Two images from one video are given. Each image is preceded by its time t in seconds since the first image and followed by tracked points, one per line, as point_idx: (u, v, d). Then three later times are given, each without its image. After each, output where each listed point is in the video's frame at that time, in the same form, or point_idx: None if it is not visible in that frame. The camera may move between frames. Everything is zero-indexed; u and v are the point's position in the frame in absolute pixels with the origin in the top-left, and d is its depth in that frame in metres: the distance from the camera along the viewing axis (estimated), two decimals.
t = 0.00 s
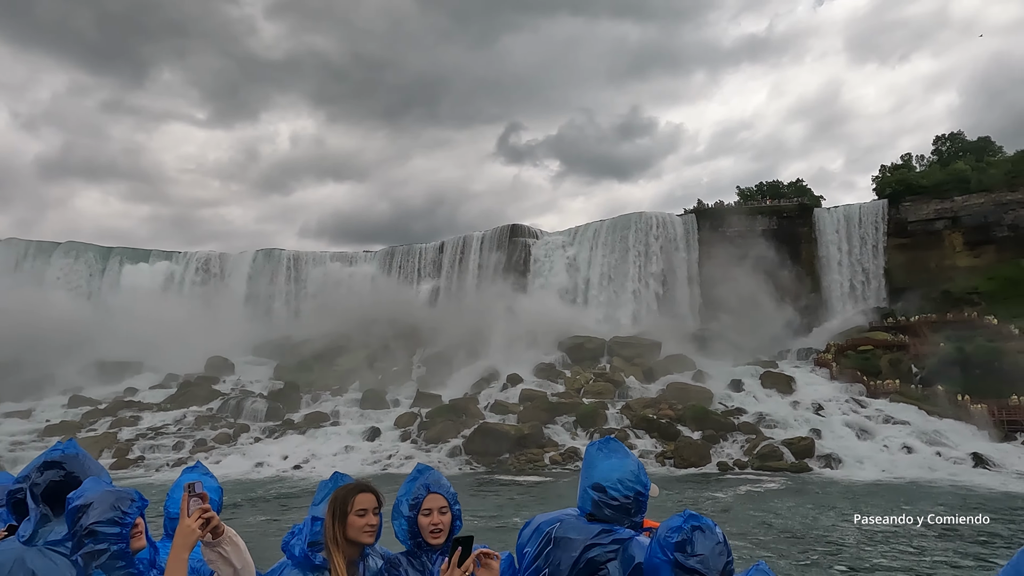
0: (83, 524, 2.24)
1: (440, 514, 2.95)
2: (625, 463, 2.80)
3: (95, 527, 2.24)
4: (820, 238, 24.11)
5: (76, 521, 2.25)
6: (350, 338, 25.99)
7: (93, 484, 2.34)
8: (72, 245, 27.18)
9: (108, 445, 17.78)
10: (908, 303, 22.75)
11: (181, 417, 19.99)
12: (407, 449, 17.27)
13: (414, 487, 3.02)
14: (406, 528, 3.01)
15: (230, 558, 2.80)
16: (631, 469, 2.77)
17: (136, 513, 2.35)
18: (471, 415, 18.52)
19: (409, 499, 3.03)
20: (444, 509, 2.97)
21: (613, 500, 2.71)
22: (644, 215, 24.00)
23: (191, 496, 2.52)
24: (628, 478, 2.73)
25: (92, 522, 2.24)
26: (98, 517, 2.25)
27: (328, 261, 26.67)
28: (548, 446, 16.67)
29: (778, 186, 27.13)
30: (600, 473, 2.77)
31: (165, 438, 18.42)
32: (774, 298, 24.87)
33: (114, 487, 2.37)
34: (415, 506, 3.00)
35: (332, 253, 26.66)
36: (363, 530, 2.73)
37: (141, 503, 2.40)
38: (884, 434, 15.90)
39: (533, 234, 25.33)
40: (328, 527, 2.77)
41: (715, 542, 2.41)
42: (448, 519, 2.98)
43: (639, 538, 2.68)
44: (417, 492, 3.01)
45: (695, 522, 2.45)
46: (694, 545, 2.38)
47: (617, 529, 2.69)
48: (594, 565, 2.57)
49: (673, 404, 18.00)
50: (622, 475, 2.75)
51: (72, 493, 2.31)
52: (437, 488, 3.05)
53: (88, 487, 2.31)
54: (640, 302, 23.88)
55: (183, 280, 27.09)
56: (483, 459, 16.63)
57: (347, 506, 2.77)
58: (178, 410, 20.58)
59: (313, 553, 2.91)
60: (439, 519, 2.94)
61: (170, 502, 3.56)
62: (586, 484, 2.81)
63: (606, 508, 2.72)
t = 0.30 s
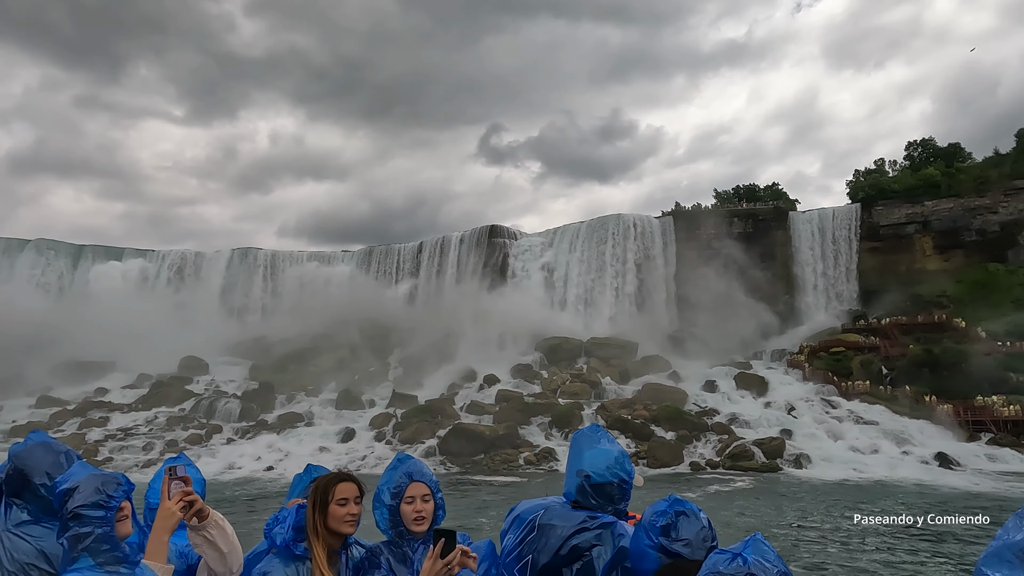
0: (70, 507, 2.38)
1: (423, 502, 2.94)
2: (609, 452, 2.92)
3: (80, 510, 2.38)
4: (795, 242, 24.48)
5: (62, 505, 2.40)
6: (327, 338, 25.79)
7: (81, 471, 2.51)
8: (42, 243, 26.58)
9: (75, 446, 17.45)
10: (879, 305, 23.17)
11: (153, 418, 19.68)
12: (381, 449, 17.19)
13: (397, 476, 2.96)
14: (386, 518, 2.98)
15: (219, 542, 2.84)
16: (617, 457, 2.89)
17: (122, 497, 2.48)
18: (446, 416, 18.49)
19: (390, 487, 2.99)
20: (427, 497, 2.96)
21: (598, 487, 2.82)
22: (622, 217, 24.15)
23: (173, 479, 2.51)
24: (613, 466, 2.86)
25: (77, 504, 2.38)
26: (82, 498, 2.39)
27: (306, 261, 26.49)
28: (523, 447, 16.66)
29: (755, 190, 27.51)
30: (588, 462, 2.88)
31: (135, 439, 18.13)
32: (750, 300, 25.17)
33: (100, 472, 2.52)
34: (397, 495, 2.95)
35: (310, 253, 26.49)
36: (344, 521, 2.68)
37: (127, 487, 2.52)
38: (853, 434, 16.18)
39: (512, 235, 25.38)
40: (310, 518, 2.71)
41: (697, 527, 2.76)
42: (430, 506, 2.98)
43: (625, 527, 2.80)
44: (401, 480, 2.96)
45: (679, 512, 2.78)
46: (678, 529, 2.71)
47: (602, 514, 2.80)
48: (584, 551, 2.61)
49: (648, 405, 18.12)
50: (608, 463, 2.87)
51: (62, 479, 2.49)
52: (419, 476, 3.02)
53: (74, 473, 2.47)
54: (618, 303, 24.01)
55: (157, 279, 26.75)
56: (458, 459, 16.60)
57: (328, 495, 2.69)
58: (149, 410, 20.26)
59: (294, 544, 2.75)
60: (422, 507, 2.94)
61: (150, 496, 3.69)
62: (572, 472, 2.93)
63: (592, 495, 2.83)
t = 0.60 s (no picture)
0: (56, 505, 2.25)
1: (409, 501, 2.75)
2: (595, 451, 2.95)
3: (67, 507, 2.26)
4: (770, 244, 24.83)
5: (50, 503, 2.29)
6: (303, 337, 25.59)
7: (70, 469, 2.39)
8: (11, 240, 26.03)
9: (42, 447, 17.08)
10: (851, 307, 23.56)
11: (123, 418, 19.36)
12: (356, 450, 17.08)
13: (381, 475, 2.77)
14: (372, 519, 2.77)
15: (210, 537, 2.67)
16: (603, 456, 2.92)
17: (108, 494, 2.36)
18: (422, 416, 18.44)
19: (376, 487, 2.78)
20: (414, 497, 2.76)
21: (584, 486, 2.84)
22: (601, 218, 24.28)
23: (154, 477, 2.43)
24: (598, 464, 2.87)
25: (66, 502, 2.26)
26: (70, 495, 2.26)
27: (283, 260, 26.37)
28: (498, 447, 16.65)
29: (731, 193, 27.87)
30: (574, 461, 2.90)
31: (104, 440, 17.80)
32: (726, 301, 25.43)
33: (90, 470, 2.39)
34: (382, 494, 2.76)
35: (287, 252, 26.37)
36: (334, 520, 2.51)
37: (114, 484, 2.39)
38: (822, 434, 16.43)
39: (490, 235, 25.43)
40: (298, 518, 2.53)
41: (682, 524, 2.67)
42: (416, 506, 2.78)
43: (609, 525, 2.70)
44: (385, 479, 2.76)
45: (662, 513, 2.92)
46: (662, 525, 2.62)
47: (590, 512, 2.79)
48: (564, 547, 2.55)
49: (623, 405, 18.21)
50: (594, 462, 2.89)
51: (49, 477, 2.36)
52: (406, 475, 2.82)
53: (63, 471, 2.35)
54: (596, 304, 24.13)
55: (131, 277, 26.41)
56: (432, 459, 16.56)
57: (318, 493, 2.53)
58: (120, 411, 19.92)
59: (282, 540, 2.54)
60: (407, 508, 2.74)
61: (132, 492, 3.75)
62: (559, 470, 2.95)
63: (579, 494, 2.84)
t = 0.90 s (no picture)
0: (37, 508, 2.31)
1: (394, 504, 2.81)
2: (578, 454, 2.82)
3: (48, 511, 2.29)
4: (748, 246, 25.12)
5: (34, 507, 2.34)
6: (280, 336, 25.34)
7: (55, 475, 2.44)
8: None
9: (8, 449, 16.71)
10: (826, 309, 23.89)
11: (93, 419, 19.02)
12: (331, 451, 16.94)
13: (367, 477, 2.83)
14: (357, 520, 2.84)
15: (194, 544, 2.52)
16: (585, 458, 2.78)
17: (90, 497, 2.40)
18: (398, 417, 18.35)
19: (361, 488, 2.84)
20: (399, 500, 2.82)
21: (563, 488, 2.71)
22: (581, 219, 24.40)
23: (132, 479, 2.33)
24: (580, 468, 2.74)
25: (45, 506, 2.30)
26: (49, 499, 2.30)
27: (261, 259, 26.19)
28: (474, 448, 16.61)
29: (710, 195, 28.19)
30: (555, 462, 2.77)
31: (73, 441, 17.47)
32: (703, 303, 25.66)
33: (75, 475, 2.43)
34: (368, 497, 2.82)
35: (265, 251, 26.21)
36: (319, 523, 2.48)
37: (96, 489, 2.42)
38: (795, 434, 16.62)
39: (471, 236, 25.46)
40: (283, 520, 2.48)
41: (663, 529, 2.51)
42: (402, 508, 2.84)
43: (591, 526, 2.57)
44: (372, 482, 2.82)
45: (643, 514, 2.54)
46: (642, 530, 2.47)
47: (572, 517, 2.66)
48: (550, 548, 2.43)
49: (600, 406, 18.27)
50: (574, 466, 2.77)
51: (35, 482, 2.43)
52: (391, 478, 2.89)
53: (47, 476, 2.41)
54: (575, 305, 24.22)
55: (105, 275, 26.01)
56: (408, 460, 16.49)
57: (302, 497, 2.49)
58: (90, 411, 19.56)
59: (266, 543, 2.49)
60: (393, 510, 2.80)
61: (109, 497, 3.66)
62: (541, 473, 2.83)
63: (559, 496, 2.71)
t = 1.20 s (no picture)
0: (12, 511, 2.32)
1: (377, 506, 2.71)
2: (559, 455, 3.09)
3: (22, 513, 2.31)
4: (728, 248, 25.35)
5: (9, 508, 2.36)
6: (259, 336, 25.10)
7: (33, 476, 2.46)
8: None
9: None
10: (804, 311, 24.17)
11: (65, 420, 18.71)
12: (307, 452, 16.80)
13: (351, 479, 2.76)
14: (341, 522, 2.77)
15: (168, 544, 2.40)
16: (567, 459, 3.06)
17: (66, 500, 2.40)
18: (376, 418, 18.25)
19: (346, 490, 2.78)
20: (382, 502, 2.73)
21: (546, 488, 2.99)
22: (562, 220, 24.49)
23: (104, 480, 2.20)
24: (561, 468, 3.02)
25: (20, 508, 2.31)
26: (25, 501, 2.31)
27: (240, 258, 26.03)
28: (451, 449, 16.57)
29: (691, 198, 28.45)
30: (538, 464, 3.06)
31: (44, 443, 17.17)
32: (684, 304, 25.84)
33: (53, 477, 2.44)
34: (352, 498, 2.75)
35: (244, 250, 26.06)
36: (301, 525, 2.47)
37: (73, 491, 2.43)
38: (771, 435, 16.78)
39: (453, 236, 25.47)
40: (265, 521, 2.50)
41: (640, 530, 2.78)
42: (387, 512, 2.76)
43: (570, 528, 2.88)
44: (356, 483, 2.74)
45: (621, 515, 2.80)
46: (620, 530, 2.73)
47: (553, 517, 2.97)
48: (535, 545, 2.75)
49: (579, 406, 18.33)
50: (557, 465, 3.04)
51: (13, 483, 2.43)
52: (376, 479, 2.80)
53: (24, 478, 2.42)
54: (556, 306, 24.29)
55: (80, 274, 25.63)
56: (385, 461, 16.41)
57: (285, 499, 2.49)
58: (62, 412, 19.23)
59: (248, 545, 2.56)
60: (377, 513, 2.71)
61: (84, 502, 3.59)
62: (524, 473, 3.10)
63: (542, 496, 3.00)
